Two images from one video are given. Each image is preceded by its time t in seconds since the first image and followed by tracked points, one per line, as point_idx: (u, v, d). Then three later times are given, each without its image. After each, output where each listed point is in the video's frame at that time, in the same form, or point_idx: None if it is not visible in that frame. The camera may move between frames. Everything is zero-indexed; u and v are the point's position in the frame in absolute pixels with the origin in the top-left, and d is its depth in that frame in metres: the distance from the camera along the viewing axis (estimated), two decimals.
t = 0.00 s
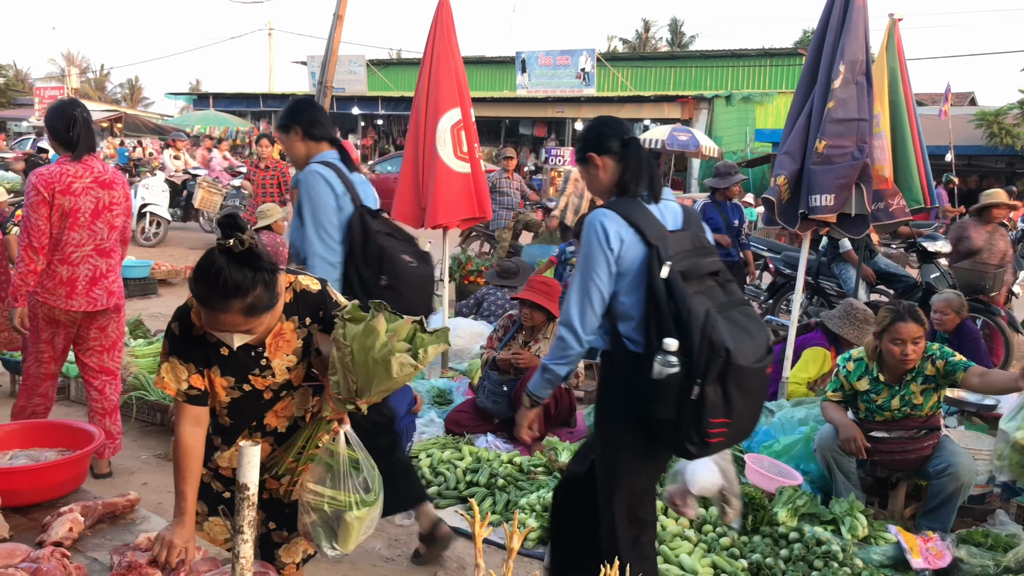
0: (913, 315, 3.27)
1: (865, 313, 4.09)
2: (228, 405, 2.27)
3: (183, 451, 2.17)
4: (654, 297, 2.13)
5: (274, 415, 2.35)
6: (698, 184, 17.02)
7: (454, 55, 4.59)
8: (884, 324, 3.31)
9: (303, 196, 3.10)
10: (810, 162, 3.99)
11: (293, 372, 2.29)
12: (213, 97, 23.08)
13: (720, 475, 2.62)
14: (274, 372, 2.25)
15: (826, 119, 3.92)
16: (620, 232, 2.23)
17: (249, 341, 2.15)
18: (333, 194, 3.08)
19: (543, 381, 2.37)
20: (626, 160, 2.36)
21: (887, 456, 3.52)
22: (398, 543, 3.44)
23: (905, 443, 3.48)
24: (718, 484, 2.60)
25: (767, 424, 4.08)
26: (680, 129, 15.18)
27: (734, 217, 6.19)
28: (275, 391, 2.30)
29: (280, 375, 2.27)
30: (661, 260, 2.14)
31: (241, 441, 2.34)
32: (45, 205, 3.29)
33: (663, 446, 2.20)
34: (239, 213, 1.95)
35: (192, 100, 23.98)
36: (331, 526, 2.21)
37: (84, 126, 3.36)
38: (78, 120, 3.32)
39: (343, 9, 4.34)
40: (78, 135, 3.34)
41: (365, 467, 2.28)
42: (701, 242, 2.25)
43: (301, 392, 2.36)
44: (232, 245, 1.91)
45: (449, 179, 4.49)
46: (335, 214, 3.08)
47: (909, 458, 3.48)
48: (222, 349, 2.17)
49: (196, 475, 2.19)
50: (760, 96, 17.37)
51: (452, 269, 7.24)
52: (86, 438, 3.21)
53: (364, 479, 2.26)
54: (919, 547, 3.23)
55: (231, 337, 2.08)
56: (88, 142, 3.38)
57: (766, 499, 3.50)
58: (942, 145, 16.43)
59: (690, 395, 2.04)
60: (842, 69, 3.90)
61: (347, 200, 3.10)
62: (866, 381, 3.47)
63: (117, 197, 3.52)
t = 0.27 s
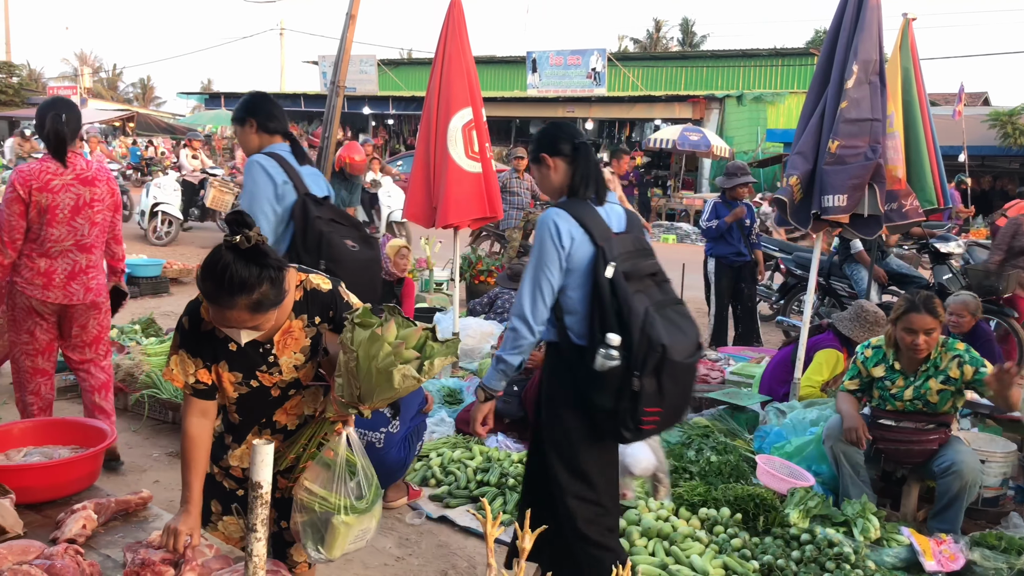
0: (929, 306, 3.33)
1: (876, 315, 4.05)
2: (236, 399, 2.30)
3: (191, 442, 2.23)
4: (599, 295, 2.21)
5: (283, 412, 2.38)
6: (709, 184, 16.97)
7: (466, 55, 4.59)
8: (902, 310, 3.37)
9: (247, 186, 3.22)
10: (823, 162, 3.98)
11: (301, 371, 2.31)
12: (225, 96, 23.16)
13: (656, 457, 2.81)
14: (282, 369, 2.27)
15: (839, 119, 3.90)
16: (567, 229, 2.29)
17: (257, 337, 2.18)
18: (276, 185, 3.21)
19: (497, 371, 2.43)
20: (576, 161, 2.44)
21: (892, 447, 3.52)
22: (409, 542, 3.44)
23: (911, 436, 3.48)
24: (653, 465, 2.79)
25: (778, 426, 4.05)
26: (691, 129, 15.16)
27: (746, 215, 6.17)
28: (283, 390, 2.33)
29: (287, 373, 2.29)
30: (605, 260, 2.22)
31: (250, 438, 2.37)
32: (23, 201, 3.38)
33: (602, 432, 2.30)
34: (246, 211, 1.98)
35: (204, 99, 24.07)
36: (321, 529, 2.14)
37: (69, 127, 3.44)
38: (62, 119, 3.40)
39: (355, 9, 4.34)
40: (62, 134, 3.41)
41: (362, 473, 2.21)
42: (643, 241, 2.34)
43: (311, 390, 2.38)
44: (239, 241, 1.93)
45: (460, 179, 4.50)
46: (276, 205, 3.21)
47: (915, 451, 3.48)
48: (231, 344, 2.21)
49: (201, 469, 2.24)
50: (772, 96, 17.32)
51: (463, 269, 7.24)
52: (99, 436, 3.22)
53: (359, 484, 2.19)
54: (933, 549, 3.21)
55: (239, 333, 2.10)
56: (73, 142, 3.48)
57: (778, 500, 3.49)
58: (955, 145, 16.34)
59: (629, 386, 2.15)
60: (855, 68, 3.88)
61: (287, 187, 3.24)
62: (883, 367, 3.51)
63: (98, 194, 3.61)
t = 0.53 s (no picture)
0: (939, 306, 3.43)
1: (892, 317, 4.05)
2: (245, 394, 2.33)
3: (200, 431, 2.31)
4: (562, 270, 2.51)
5: (294, 409, 2.39)
6: (722, 184, 16.90)
7: (479, 55, 4.60)
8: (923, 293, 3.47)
9: (208, 188, 3.37)
10: (838, 162, 3.96)
11: (310, 368, 2.33)
12: (239, 96, 23.23)
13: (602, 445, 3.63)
14: (291, 365, 2.30)
15: (854, 119, 3.88)
16: (530, 211, 2.56)
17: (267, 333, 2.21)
18: (235, 190, 3.36)
19: (480, 353, 2.53)
20: (530, 150, 2.66)
21: (905, 435, 3.49)
22: (422, 541, 3.45)
23: (921, 424, 3.48)
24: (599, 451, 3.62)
25: (792, 427, 4.03)
26: (705, 128, 15.10)
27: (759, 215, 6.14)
28: (292, 385, 2.35)
29: (296, 370, 2.31)
30: (567, 238, 2.54)
31: (261, 434, 2.39)
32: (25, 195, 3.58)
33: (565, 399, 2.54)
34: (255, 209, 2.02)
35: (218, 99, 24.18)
36: (319, 525, 2.12)
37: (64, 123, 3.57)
38: (60, 115, 3.56)
39: (370, 9, 4.35)
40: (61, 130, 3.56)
41: (362, 469, 2.16)
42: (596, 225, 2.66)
43: (321, 387, 2.39)
44: (247, 237, 1.96)
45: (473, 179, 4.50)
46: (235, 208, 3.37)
47: (926, 439, 3.45)
48: (240, 339, 2.25)
49: (210, 457, 2.33)
50: (786, 95, 17.25)
51: (476, 269, 7.25)
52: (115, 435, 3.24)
53: (356, 480, 2.14)
54: (949, 552, 3.19)
55: (248, 329, 2.12)
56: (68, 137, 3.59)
57: (792, 500, 3.47)
58: (972, 145, 16.19)
59: (594, 352, 2.44)
60: (871, 68, 3.86)
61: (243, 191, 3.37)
62: (902, 351, 3.60)
63: (91, 189, 3.68)
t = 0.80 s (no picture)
0: (951, 302, 3.44)
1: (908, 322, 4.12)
2: (260, 395, 2.35)
3: (212, 428, 2.35)
4: (520, 277, 2.55)
5: (309, 410, 2.40)
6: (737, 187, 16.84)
7: (496, 59, 4.62)
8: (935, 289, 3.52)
9: (180, 183, 3.26)
10: (856, 166, 3.94)
11: (323, 369, 2.33)
12: (257, 99, 23.37)
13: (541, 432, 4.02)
14: (304, 366, 2.31)
15: (873, 123, 3.86)
16: (486, 219, 2.58)
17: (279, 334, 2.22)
18: (208, 183, 3.26)
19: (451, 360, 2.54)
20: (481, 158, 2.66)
21: (929, 437, 3.41)
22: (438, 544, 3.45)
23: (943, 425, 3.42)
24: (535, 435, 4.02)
25: (810, 432, 4.03)
26: (721, 131, 15.06)
27: (775, 219, 6.12)
28: (306, 386, 2.36)
29: (309, 371, 2.32)
30: (523, 245, 2.57)
31: (278, 435, 2.40)
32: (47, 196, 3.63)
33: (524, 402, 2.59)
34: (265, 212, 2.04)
35: (235, 101, 24.36)
36: (341, 527, 2.14)
37: (84, 129, 3.61)
38: (80, 122, 3.59)
39: (388, 13, 4.37)
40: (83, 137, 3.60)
41: (379, 471, 2.17)
42: (545, 230, 2.72)
43: (336, 388, 2.39)
44: (256, 240, 1.97)
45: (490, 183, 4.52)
46: (211, 202, 3.27)
47: (950, 441, 3.39)
48: (254, 341, 2.26)
49: (221, 456, 2.34)
50: (802, 98, 17.18)
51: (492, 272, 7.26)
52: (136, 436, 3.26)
53: (375, 482, 2.15)
54: (969, 559, 3.17)
55: (258, 330, 2.14)
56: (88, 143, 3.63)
57: (809, 506, 3.45)
58: (993, 149, 16.01)
59: (551, 355, 2.51)
60: (889, 71, 3.84)
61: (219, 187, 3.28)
62: (916, 347, 3.63)
63: (110, 192, 3.72)
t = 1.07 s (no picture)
0: (971, 308, 3.42)
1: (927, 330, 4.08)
2: (277, 397, 2.37)
3: (229, 429, 2.37)
4: (464, 273, 2.77)
5: (326, 412, 2.41)
6: (754, 193, 16.78)
7: (514, 66, 4.65)
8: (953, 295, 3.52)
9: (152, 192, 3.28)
10: (875, 173, 3.92)
11: (339, 372, 2.34)
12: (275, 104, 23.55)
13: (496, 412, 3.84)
14: (320, 369, 2.31)
15: (892, 129, 3.84)
16: (431, 218, 2.78)
17: (295, 336, 2.24)
18: (178, 192, 3.28)
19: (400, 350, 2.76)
20: (424, 155, 2.83)
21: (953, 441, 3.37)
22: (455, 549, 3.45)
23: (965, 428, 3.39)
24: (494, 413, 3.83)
25: (828, 440, 4.00)
26: (739, 137, 15.04)
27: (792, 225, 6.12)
28: (322, 389, 2.36)
29: (325, 373, 2.32)
30: (467, 243, 2.77)
31: (295, 437, 2.42)
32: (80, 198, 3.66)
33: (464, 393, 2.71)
34: (279, 215, 2.06)
35: (253, 106, 24.56)
36: (362, 529, 2.13)
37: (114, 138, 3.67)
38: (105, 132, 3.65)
39: (408, 20, 4.40)
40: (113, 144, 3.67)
41: (397, 473, 2.17)
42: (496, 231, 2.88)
43: (352, 391, 2.39)
44: (269, 243, 1.99)
45: (507, 188, 4.53)
46: (181, 211, 3.29)
47: (973, 445, 3.36)
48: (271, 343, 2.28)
49: (238, 457, 2.37)
50: (820, 104, 17.12)
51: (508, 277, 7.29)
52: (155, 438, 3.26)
53: (396, 487, 2.16)
54: (989, 569, 3.17)
55: (272, 332, 2.15)
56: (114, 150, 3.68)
57: (827, 514, 3.42)
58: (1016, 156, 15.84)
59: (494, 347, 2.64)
60: (910, 78, 3.82)
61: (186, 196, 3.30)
62: (934, 353, 3.61)
63: (141, 199, 3.82)
